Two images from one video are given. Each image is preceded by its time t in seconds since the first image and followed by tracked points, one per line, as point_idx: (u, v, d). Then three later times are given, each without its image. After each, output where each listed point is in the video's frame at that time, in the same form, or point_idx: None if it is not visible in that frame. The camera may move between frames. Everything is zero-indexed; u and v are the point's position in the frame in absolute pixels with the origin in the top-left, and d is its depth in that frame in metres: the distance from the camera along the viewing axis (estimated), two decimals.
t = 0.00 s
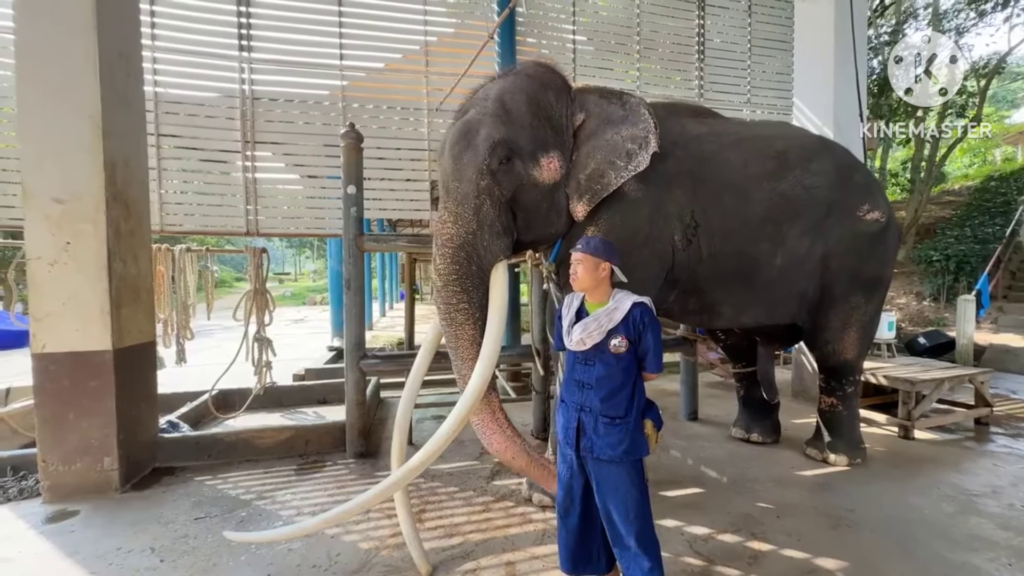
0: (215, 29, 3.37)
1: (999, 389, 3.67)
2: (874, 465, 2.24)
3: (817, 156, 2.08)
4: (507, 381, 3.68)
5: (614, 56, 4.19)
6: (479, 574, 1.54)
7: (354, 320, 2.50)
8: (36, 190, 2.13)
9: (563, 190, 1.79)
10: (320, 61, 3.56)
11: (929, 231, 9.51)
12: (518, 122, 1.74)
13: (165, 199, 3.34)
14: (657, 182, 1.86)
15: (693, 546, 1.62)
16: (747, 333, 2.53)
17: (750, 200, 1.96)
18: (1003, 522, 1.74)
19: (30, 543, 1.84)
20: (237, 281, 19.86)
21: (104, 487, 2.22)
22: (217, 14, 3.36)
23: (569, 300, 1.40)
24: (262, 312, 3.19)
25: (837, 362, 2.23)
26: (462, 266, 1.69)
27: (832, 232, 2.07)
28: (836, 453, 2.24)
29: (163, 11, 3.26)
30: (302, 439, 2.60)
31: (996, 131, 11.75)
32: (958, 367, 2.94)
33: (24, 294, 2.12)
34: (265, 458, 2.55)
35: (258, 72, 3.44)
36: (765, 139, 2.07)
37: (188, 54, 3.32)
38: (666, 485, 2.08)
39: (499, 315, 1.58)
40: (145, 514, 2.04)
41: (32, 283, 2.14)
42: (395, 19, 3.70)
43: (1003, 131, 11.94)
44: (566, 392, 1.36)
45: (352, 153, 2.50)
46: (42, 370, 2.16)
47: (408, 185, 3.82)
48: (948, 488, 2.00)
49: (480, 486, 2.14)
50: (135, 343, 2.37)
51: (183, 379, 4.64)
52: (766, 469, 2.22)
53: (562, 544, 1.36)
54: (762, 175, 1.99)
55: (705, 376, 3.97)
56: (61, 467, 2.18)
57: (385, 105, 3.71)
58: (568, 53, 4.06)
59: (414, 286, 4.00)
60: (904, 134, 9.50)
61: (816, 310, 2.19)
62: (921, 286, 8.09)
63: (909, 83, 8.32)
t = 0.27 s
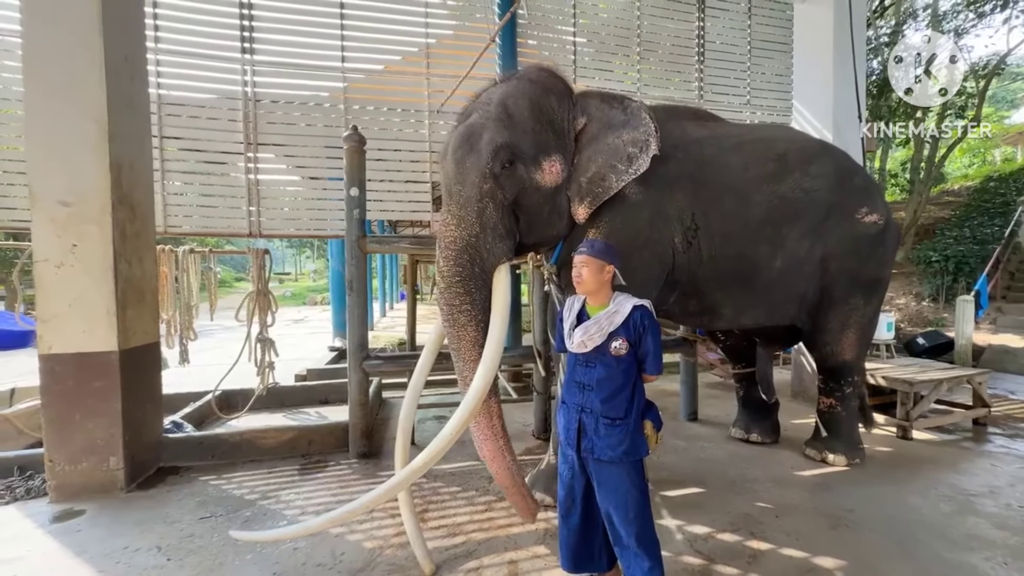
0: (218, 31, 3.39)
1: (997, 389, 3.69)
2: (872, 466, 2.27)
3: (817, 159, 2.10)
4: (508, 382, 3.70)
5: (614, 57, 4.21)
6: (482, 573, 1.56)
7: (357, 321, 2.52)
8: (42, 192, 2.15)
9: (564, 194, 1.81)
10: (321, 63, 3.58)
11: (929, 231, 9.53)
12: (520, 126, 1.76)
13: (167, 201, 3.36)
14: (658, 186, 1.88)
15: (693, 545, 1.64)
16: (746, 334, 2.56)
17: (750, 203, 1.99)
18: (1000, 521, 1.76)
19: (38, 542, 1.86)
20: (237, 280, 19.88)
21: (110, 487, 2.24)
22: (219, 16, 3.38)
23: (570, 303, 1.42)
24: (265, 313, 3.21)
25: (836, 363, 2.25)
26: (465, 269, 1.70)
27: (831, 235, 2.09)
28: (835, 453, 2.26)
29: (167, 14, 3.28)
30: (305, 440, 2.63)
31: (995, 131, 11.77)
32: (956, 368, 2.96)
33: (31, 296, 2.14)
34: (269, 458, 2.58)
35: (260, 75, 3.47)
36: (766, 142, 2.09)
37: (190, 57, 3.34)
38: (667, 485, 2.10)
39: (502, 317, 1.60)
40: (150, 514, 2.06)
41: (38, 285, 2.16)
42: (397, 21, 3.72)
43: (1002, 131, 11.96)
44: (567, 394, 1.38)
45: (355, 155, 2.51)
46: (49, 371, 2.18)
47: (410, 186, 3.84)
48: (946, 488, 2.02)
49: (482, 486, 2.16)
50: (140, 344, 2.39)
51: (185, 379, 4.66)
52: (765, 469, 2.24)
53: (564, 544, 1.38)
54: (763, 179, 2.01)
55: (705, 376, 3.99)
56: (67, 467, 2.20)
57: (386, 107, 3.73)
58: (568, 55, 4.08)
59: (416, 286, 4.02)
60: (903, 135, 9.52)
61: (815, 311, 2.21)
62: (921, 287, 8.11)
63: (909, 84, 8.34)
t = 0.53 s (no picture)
0: (219, 32, 3.40)
1: (995, 389, 3.70)
2: (871, 465, 2.28)
3: (817, 160, 2.11)
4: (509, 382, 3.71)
5: (614, 58, 4.22)
6: (485, 571, 1.57)
7: (359, 321, 2.53)
8: (46, 193, 2.16)
9: (566, 195, 1.82)
10: (322, 63, 3.59)
11: (927, 231, 9.56)
12: (523, 127, 1.77)
13: (169, 201, 3.37)
14: (658, 187, 1.89)
15: (693, 543, 1.65)
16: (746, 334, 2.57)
17: (750, 204, 2.00)
18: (997, 520, 1.78)
19: (42, 541, 1.88)
20: (237, 280, 19.89)
21: (114, 486, 2.26)
22: (221, 17, 3.39)
23: (571, 303, 1.43)
24: (267, 313, 3.22)
25: (835, 362, 2.27)
26: (467, 269, 1.71)
27: (831, 235, 2.10)
28: (834, 452, 2.28)
29: (168, 15, 3.29)
30: (307, 439, 2.64)
31: (995, 131, 11.79)
32: (954, 368, 2.97)
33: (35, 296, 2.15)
34: (271, 458, 2.59)
35: (261, 75, 3.48)
36: (766, 143, 2.11)
37: (192, 57, 3.35)
38: (667, 484, 2.12)
39: (503, 318, 1.61)
40: (154, 513, 2.07)
41: (42, 285, 2.17)
42: (398, 22, 3.73)
43: (1001, 131, 11.98)
44: (569, 394, 1.39)
45: (356, 156, 2.53)
46: (52, 371, 2.19)
47: (411, 187, 3.85)
48: (944, 487, 2.04)
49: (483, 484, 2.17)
50: (143, 344, 2.40)
51: (186, 379, 4.67)
52: (765, 468, 2.25)
53: (566, 542, 1.39)
54: (763, 180, 2.03)
55: (704, 376, 4.01)
56: (71, 466, 2.21)
57: (387, 107, 3.74)
58: (568, 55, 4.09)
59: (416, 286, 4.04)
60: (903, 135, 9.53)
61: (814, 311, 2.22)
62: (919, 287, 8.13)
63: (908, 84, 8.36)
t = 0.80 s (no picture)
0: (219, 32, 3.40)
1: (993, 388, 3.72)
2: (869, 463, 2.29)
3: (815, 161, 2.12)
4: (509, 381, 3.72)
5: (613, 58, 4.23)
6: (485, 569, 1.58)
7: (359, 321, 2.54)
8: (48, 193, 2.17)
9: (566, 195, 1.83)
10: (322, 63, 3.60)
11: (926, 231, 9.57)
12: (523, 127, 1.78)
13: (169, 201, 3.38)
14: (658, 187, 1.90)
15: (692, 541, 1.66)
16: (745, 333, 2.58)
17: (749, 204, 2.01)
18: (994, 518, 1.79)
19: (44, 540, 1.89)
20: (236, 280, 19.88)
21: (115, 485, 2.26)
22: (221, 17, 3.40)
23: (571, 303, 1.44)
24: (267, 313, 3.23)
25: (832, 362, 2.28)
26: (467, 269, 1.72)
27: (829, 235, 2.11)
28: (832, 451, 2.29)
29: (168, 15, 3.29)
30: (307, 438, 2.65)
31: (993, 131, 11.80)
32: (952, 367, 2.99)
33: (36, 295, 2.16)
34: (272, 457, 2.60)
35: (261, 75, 3.48)
36: (765, 144, 2.12)
37: (192, 57, 3.36)
38: (666, 482, 2.13)
39: (502, 317, 1.62)
40: (155, 511, 2.08)
41: (43, 284, 2.17)
42: (397, 22, 3.74)
43: (1000, 131, 12.00)
44: (569, 393, 1.40)
45: (356, 156, 2.53)
46: (53, 370, 2.19)
47: (411, 187, 3.86)
48: (941, 486, 2.05)
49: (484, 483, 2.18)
50: (144, 344, 2.41)
51: (186, 379, 4.68)
52: (763, 467, 2.26)
53: (565, 540, 1.40)
54: (761, 180, 2.04)
55: (704, 375, 4.02)
56: (72, 465, 2.22)
57: (386, 107, 3.75)
58: (568, 55, 4.10)
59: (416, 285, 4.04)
60: (902, 135, 9.55)
61: (813, 311, 2.23)
62: (918, 287, 8.15)
63: (907, 84, 8.38)
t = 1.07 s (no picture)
0: (216, 31, 3.40)
1: (990, 387, 3.72)
2: (866, 461, 2.30)
3: (811, 160, 2.13)
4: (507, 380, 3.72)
5: (611, 57, 4.23)
6: (481, 567, 1.58)
7: (356, 320, 2.54)
8: (44, 192, 2.17)
9: (563, 193, 1.83)
10: (320, 62, 3.60)
11: (924, 231, 9.59)
12: (520, 126, 1.78)
13: (166, 200, 3.37)
14: (654, 186, 1.91)
15: (688, 539, 1.67)
16: (741, 332, 2.59)
17: (744, 203, 2.01)
18: (989, 515, 1.80)
19: (40, 539, 1.89)
20: (235, 280, 19.86)
21: (112, 484, 2.26)
22: (218, 16, 3.40)
23: (566, 301, 1.44)
24: (264, 312, 3.23)
25: (828, 360, 2.28)
26: (464, 268, 1.72)
27: (826, 234, 2.11)
28: (828, 449, 2.29)
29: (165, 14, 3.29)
30: (305, 437, 2.65)
31: (991, 131, 11.82)
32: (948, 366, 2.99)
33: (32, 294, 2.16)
34: (269, 456, 2.60)
35: (259, 74, 3.48)
36: (761, 143, 2.12)
37: (190, 57, 3.36)
38: (663, 480, 2.13)
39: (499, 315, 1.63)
40: (152, 510, 2.08)
41: (40, 283, 2.18)
42: (395, 21, 3.74)
43: (998, 131, 12.02)
44: (565, 390, 1.40)
45: (354, 155, 2.53)
46: (50, 369, 2.20)
47: (409, 186, 3.86)
48: (936, 483, 2.06)
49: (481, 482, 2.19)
50: (141, 343, 2.41)
51: (184, 378, 4.67)
52: (760, 465, 2.27)
53: (561, 538, 1.40)
54: (757, 180, 2.04)
55: (701, 375, 4.02)
56: (69, 464, 2.22)
57: (384, 106, 3.75)
58: (566, 55, 4.10)
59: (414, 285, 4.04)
60: (900, 135, 9.57)
61: (809, 309, 2.23)
62: (916, 286, 8.16)
63: (905, 84, 8.40)
